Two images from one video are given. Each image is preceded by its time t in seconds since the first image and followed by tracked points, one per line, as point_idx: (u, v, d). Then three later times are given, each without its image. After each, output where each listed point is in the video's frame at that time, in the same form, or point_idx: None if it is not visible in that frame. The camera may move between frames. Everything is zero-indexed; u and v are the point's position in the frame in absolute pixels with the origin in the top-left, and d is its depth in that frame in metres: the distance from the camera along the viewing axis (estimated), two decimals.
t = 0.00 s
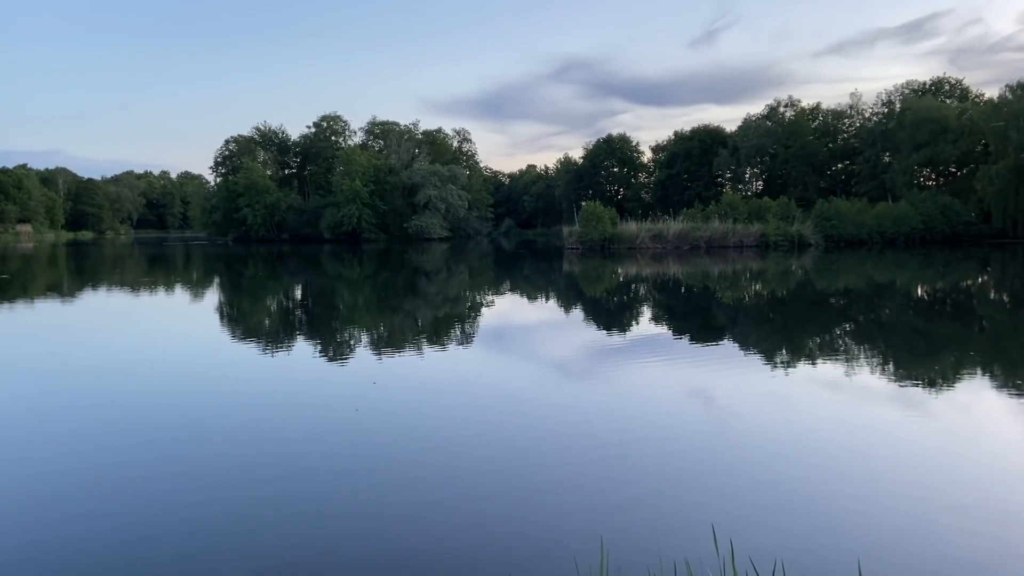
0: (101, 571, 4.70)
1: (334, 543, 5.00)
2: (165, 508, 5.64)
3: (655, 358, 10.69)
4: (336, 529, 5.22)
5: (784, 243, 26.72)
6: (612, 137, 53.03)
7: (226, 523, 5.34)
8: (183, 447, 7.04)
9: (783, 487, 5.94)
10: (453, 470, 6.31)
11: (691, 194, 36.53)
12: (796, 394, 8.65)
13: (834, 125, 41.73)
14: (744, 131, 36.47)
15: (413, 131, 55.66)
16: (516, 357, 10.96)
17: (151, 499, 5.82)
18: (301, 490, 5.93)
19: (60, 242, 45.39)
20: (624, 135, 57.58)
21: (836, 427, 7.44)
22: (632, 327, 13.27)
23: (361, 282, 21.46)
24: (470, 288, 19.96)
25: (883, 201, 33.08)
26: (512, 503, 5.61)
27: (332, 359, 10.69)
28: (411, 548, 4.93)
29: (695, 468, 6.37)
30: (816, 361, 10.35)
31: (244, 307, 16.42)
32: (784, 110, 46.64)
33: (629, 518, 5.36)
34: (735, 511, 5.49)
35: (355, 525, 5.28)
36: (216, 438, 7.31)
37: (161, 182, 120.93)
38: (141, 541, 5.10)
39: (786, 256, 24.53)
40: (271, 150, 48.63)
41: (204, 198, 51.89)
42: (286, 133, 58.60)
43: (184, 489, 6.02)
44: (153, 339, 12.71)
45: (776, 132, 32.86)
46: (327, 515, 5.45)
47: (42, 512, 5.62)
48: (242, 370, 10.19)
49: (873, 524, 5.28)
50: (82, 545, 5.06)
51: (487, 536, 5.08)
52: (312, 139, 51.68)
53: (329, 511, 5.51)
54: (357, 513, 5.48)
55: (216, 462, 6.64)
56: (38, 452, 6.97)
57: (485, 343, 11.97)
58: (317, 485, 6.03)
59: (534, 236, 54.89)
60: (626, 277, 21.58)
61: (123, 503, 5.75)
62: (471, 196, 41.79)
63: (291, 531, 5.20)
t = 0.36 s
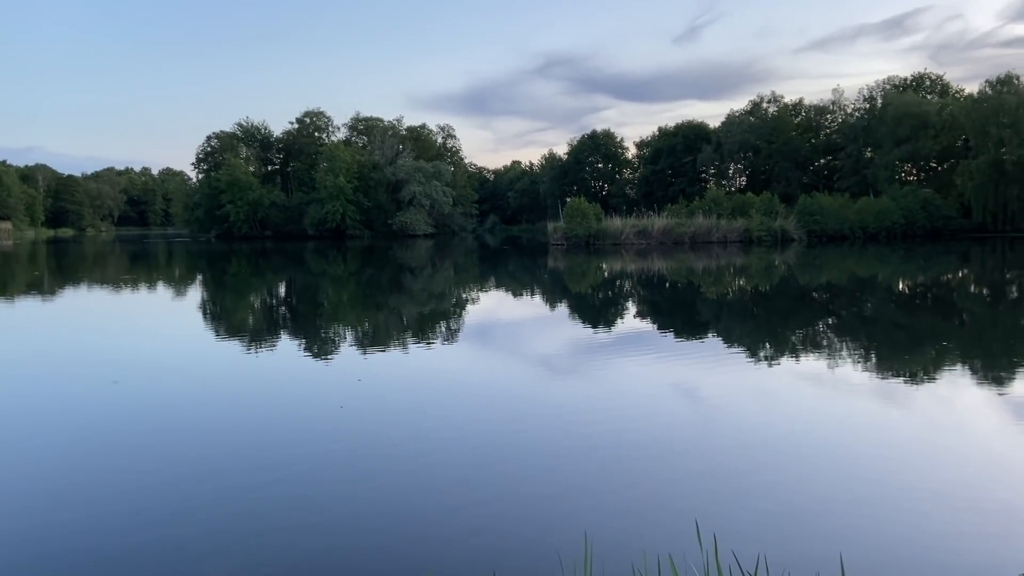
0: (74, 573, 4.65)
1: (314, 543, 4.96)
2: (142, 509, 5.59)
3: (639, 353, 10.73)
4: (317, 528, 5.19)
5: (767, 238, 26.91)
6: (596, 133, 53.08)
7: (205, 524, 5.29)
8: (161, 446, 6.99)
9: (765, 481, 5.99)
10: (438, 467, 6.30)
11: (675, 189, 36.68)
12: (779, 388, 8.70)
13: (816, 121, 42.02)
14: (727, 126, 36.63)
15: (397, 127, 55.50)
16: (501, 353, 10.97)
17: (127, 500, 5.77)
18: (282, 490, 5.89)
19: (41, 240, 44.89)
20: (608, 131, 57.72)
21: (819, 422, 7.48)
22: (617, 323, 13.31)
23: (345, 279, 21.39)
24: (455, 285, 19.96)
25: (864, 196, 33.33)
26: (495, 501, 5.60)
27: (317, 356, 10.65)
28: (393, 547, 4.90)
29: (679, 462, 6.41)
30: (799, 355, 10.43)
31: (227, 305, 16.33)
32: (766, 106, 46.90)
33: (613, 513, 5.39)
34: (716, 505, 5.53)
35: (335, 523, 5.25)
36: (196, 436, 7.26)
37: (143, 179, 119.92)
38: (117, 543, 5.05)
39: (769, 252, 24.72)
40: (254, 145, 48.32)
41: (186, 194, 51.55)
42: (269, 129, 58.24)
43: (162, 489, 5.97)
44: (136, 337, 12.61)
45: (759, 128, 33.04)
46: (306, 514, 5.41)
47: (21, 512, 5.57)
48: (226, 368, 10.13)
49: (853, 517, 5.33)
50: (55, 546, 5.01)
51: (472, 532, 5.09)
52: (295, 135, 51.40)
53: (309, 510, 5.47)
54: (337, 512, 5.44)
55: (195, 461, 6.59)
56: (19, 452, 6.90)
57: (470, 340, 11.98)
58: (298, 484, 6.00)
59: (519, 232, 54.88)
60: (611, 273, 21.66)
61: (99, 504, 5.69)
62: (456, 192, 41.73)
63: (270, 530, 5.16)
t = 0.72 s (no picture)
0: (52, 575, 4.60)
1: (295, 542, 4.94)
2: (123, 509, 5.54)
3: (622, 350, 10.75)
4: (298, 527, 5.16)
5: (748, 235, 27.08)
6: (578, 131, 53.15)
7: (183, 524, 5.25)
8: (139, 447, 6.93)
9: (746, 478, 6.01)
10: (421, 466, 6.29)
11: (657, 186, 36.79)
12: (760, 385, 8.73)
13: (797, 119, 42.31)
14: (708, 124, 36.78)
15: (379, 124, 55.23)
16: (484, 351, 10.95)
17: (104, 500, 5.72)
18: (262, 490, 5.85)
19: (17, 239, 44.29)
20: (590, 129, 57.81)
21: (802, 417, 7.53)
22: (599, 320, 13.32)
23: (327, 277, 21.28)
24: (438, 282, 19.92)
25: (844, 192, 33.61)
26: (477, 499, 5.60)
27: (298, 355, 10.58)
28: (373, 545, 4.89)
29: (660, 459, 6.42)
30: (781, 351, 10.48)
31: (207, 303, 16.17)
32: (747, 104, 47.16)
33: (593, 511, 5.40)
34: (699, 502, 5.55)
35: (316, 522, 5.23)
36: (175, 436, 7.21)
37: (121, 177, 118.59)
38: (93, 543, 5.00)
39: (751, 248, 24.88)
40: (234, 143, 47.95)
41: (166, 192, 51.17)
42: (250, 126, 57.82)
43: (140, 490, 5.92)
44: (115, 336, 12.46)
45: (740, 125, 33.21)
46: (286, 514, 5.38)
47: None
48: (207, 367, 10.04)
49: (832, 513, 5.36)
50: (30, 548, 4.96)
51: (453, 531, 5.08)
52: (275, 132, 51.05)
53: (289, 510, 5.45)
54: (317, 511, 5.42)
55: (175, 461, 6.54)
56: None
57: (453, 337, 11.94)
58: (279, 484, 5.97)
59: (502, 229, 54.85)
60: (593, 270, 21.67)
61: (76, 505, 5.63)
62: (438, 190, 41.66)
63: (249, 530, 5.14)
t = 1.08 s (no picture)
0: None
1: (269, 542, 4.92)
2: (96, 511, 5.47)
3: (598, 348, 10.78)
4: (270, 528, 5.13)
5: (724, 233, 27.29)
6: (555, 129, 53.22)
7: (153, 526, 5.19)
8: (109, 449, 6.82)
9: (722, 475, 6.05)
10: (398, 466, 6.26)
11: (634, 185, 36.94)
12: (736, 382, 8.79)
13: (771, 118, 42.67)
14: (684, 123, 37.00)
15: (355, 122, 54.92)
16: (461, 349, 10.92)
17: (76, 503, 5.63)
18: (233, 490, 5.79)
19: None
20: (567, 128, 57.91)
21: (777, 414, 7.59)
22: (577, 319, 13.34)
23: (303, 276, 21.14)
24: (415, 281, 19.85)
25: (818, 191, 33.97)
26: (455, 498, 5.59)
27: (274, 355, 10.49)
28: (349, 546, 4.87)
29: (637, 457, 6.44)
30: (756, 349, 10.56)
31: (181, 303, 15.98)
32: (723, 103, 47.50)
33: (568, 509, 5.40)
34: (674, 499, 5.57)
35: (291, 524, 5.19)
36: (145, 438, 7.11)
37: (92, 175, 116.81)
38: (60, 547, 4.92)
39: (726, 246, 25.06)
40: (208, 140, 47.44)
41: (138, 191, 50.53)
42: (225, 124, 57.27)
43: (112, 492, 5.84)
44: (87, 337, 12.28)
45: (715, 124, 33.45)
46: (260, 515, 5.35)
47: None
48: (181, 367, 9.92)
49: (806, 509, 5.41)
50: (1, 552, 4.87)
51: (429, 530, 5.06)
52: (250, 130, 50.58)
53: (263, 511, 5.41)
54: (291, 512, 5.38)
55: (144, 463, 6.45)
56: None
57: (430, 336, 11.90)
58: (252, 485, 5.91)
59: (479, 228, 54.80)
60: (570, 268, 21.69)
61: (42, 509, 5.53)
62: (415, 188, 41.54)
63: (223, 532, 5.07)
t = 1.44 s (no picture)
0: None
1: (234, 547, 4.87)
2: (65, 513, 5.42)
3: (569, 348, 10.84)
4: (236, 532, 5.08)
5: (693, 233, 27.59)
6: (527, 130, 53.31)
7: (117, 531, 5.12)
8: (75, 452, 6.73)
9: (692, 474, 6.11)
10: (370, 467, 6.25)
11: (604, 185, 37.15)
12: (705, 381, 8.90)
13: (739, 120, 43.17)
14: (654, 124, 37.29)
15: (324, 122, 54.53)
16: (433, 349, 10.93)
17: (45, 505, 5.58)
18: (199, 494, 5.74)
19: None
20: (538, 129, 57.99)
21: (748, 412, 7.70)
22: (548, 318, 13.41)
23: (272, 277, 20.97)
24: (386, 282, 19.79)
25: (785, 191, 34.42)
26: (424, 500, 5.59)
27: (243, 356, 10.41)
28: (318, 547, 4.87)
29: (607, 456, 6.49)
30: (725, 348, 10.68)
31: (147, 304, 15.77)
32: (692, 104, 47.94)
33: (536, 508, 5.44)
34: (644, 499, 5.62)
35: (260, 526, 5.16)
36: (111, 440, 7.02)
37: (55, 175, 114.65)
38: (18, 553, 4.84)
39: (695, 246, 25.34)
40: (175, 139, 46.81)
41: (103, 190, 49.78)
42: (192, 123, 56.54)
43: (82, 494, 5.78)
44: (50, 338, 12.09)
45: (685, 125, 33.78)
46: (230, 517, 5.31)
47: None
48: (150, 369, 9.80)
49: (773, 506, 5.49)
50: None
51: (397, 532, 5.06)
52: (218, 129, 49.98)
53: (231, 514, 5.37)
54: (262, 514, 5.36)
55: (110, 466, 6.37)
56: None
57: (402, 336, 11.88)
58: (220, 488, 5.87)
59: (451, 228, 54.68)
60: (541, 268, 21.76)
61: (13, 511, 5.48)
62: (385, 188, 41.41)
63: (188, 536, 5.02)
